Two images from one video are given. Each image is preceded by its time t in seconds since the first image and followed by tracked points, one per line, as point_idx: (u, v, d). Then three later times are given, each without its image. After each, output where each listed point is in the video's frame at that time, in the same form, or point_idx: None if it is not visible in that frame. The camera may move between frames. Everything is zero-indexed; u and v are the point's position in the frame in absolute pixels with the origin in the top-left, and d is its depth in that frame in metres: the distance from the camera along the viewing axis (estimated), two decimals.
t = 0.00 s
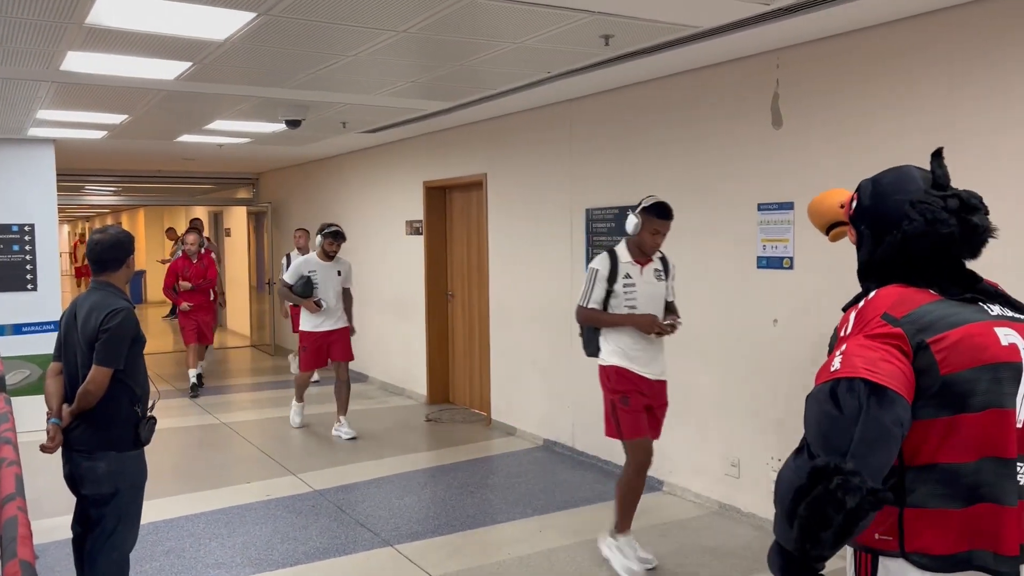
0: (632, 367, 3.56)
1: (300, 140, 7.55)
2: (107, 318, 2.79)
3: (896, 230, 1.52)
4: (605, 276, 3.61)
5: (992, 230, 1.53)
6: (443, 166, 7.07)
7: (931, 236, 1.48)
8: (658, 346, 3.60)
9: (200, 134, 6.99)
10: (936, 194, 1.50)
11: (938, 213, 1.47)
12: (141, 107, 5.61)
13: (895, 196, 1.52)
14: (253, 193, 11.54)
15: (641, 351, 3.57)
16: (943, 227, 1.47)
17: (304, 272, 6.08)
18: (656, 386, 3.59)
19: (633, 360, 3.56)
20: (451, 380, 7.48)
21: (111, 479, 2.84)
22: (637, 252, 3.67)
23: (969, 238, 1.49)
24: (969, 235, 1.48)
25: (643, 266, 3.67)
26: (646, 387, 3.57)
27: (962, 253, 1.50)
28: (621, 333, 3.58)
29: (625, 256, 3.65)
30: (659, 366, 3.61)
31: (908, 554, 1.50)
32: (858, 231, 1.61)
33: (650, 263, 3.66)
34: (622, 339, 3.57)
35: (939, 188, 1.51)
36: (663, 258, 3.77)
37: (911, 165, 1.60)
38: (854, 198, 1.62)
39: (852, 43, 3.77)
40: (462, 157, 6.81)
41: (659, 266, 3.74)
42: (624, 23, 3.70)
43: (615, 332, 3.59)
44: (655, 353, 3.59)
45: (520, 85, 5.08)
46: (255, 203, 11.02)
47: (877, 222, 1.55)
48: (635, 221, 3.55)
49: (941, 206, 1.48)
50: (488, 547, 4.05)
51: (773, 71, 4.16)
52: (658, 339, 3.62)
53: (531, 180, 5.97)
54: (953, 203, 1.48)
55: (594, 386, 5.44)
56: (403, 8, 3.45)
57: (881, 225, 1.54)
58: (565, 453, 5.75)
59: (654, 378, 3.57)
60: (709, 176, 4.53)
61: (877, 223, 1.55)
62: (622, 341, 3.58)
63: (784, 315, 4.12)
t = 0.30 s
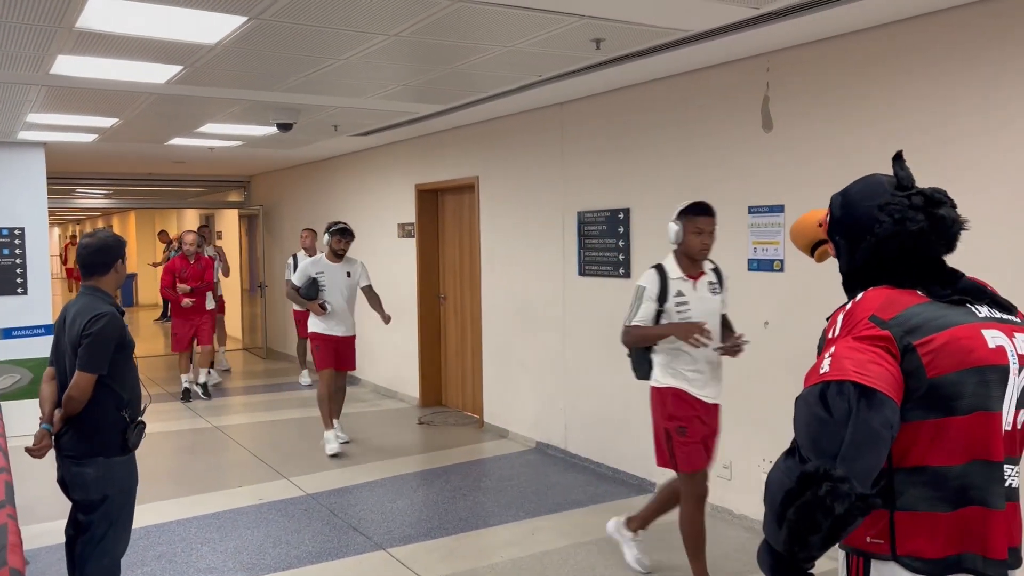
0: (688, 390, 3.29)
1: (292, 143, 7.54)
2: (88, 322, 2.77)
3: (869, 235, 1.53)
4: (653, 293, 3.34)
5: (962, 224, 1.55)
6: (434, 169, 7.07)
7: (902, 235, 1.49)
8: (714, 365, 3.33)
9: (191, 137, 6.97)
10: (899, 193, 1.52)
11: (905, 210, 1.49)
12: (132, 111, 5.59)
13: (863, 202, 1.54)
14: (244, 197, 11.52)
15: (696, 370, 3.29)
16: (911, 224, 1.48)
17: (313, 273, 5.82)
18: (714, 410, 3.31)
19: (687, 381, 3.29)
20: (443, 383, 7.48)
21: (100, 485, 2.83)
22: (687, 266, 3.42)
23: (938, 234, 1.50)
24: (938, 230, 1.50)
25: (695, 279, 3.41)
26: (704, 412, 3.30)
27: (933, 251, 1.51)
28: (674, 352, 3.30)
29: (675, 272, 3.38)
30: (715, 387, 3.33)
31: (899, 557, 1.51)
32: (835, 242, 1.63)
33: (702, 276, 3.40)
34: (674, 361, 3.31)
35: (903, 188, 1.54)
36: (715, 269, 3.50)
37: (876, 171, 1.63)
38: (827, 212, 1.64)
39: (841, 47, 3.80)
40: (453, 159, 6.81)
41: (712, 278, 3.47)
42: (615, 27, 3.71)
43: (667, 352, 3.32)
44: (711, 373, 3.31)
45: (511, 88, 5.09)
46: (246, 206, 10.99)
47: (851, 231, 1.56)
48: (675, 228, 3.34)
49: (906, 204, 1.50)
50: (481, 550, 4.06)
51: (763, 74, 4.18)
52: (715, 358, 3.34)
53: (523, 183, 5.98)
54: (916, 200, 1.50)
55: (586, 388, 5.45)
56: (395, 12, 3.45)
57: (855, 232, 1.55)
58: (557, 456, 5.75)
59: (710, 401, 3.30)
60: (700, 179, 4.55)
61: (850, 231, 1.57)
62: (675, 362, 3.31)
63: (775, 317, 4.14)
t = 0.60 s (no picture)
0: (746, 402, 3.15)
1: (286, 145, 7.53)
2: (72, 326, 2.76)
3: (855, 239, 1.54)
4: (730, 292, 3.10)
5: (950, 227, 1.54)
6: (429, 171, 7.06)
7: (887, 240, 1.50)
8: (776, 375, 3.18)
9: (186, 140, 6.96)
10: (886, 198, 1.51)
11: (890, 216, 1.49)
12: (126, 113, 5.58)
13: (850, 206, 1.55)
14: (240, 199, 11.50)
15: (757, 380, 3.15)
16: (897, 231, 1.49)
17: (321, 281, 5.52)
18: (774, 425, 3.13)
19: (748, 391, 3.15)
20: (438, 385, 7.48)
21: (87, 490, 2.83)
22: (761, 263, 3.20)
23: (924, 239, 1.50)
24: (924, 236, 1.50)
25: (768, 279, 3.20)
26: (760, 427, 3.13)
27: (919, 255, 1.51)
28: (738, 360, 3.16)
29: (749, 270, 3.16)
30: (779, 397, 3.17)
31: (898, 561, 1.51)
32: (825, 244, 1.64)
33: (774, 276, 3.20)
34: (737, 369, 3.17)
35: (892, 191, 1.52)
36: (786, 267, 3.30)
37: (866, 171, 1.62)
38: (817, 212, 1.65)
39: (835, 49, 3.81)
40: (448, 161, 6.81)
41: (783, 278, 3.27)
42: (609, 30, 3.72)
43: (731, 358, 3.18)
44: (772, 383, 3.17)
45: (506, 90, 5.10)
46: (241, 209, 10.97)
47: (837, 233, 1.57)
48: (745, 223, 3.12)
49: (892, 210, 1.49)
50: (477, 552, 4.06)
51: (757, 76, 4.19)
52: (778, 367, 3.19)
53: (518, 185, 5.98)
54: (903, 207, 1.49)
55: (582, 390, 5.45)
56: (388, 15, 3.45)
57: (841, 235, 1.56)
58: (553, 458, 5.75)
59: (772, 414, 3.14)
60: (694, 181, 4.55)
61: (837, 234, 1.57)
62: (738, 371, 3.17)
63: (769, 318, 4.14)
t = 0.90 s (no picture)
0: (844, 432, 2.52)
1: (282, 147, 7.53)
2: (62, 328, 2.76)
3: (859, 239, 1.54)
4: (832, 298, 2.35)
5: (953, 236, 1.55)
6: (425, 173, 7.07)
7: (893, 243, 1.50)
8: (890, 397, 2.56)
9: (181, 143, 6.96)
10: (894, 202, 1.52)
11: (898, 221, 1.49)
12: (120, 116, 5.58)
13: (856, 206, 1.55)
14: (235, 201, 11.50)
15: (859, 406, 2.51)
16: (904, 236, 1.49)
17: (340, 285, 5.31)
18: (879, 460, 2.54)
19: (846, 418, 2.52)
20: (434, 387, 7.48)
21: (78, 493, 2.83)
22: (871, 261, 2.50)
23: (931, 245, 1.50)
24: (931, 243, 1.50)
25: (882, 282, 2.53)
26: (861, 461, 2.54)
27: (923, 260, 1.52)
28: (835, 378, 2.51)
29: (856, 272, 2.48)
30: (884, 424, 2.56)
31: (895, 563, 1.51)
32: (824, 241, 1.64)
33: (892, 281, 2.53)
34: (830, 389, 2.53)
35: (900, 194, 1.53)
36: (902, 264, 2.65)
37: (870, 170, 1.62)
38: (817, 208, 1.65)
39: (828, 51, 3.83)
40: (444, 163, 6.81)
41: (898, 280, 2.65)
42: (602, 32, 3.73)
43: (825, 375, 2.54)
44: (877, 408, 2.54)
45: (501, 92, 5.10)
46: (236, 211, 10.97)
47: (839, 232, 1.58)
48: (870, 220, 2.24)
49: (900, 215, 1.49)
50: (474, 554, 4.07)
51: (750, 78, 4.21)
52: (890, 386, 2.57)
53: (513, 187, 5.98)
54: (911, 212, 1.49)
55: (577, 391, 5.45)
56: (381, 18, 3.45)
57: (844, 235, 1.56)
58: (549, 459, 5.75)
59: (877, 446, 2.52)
60: (689, 183, 4.56)
61: (839, 232, 1.58)
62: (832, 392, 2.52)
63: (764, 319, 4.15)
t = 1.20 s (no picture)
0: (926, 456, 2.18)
1: (275, 151, 7.53)
2: (52, 332, 2.76)
3: (854, 242, 1.55)
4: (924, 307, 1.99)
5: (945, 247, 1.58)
6: (419, 176, 7.08)
7: (890, 248, 1.51)
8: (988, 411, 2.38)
9: (174, 146, 6.96)
10: (896, 209, 1.53)
11: (898, 227, 1.50)
12: (113, 119, 5.57)
13: (854, 209, 1.56)
14: (229, 204, 11.49)
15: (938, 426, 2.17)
16: (903, 243, 1.50)
17: (360, 286, 5.17)
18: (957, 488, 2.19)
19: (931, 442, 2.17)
20: (429, 390, 7.49)
21: (68, 496, 2.83)
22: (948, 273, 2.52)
23: (925, 252, 1.52)
24: (928, 251, 1.52)
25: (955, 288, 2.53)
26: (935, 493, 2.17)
27: (916, 268, 1.53)
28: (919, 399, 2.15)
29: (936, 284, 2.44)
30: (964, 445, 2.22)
31: (878, 567, 1.53)
32: (813, 241, 1.64)
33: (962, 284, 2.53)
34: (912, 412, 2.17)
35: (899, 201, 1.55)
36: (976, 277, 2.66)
37: (864, 175, 1.64)
38: (808, 207, 1.65)
39: (819, 55, 3.85)
40: (437, 166, 6.83)
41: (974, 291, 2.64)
42: (594, 36, 3.74)
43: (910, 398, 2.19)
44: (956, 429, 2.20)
45: (494, 96, 5.12)
46: (230, 214, 10.96)
47: (833, 234, 1.58)
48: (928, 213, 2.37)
49: (900, 222, 1.51)
50: (466, 557, 4.07)
51: (742, 82, 4.23)
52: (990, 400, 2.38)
53: (506, 190, 6.00)
54: (911, 219, 1.51)
55: (571, 394, 5.46)
56: (373, 22, 3.46)
57: (839, 236, 1.57)
58: (542, 462, 5.75)
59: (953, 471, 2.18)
60: (681, 186, 4.58)
61: (833, 233, 1.58)
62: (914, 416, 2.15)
63: (755, 321, 4.17)
